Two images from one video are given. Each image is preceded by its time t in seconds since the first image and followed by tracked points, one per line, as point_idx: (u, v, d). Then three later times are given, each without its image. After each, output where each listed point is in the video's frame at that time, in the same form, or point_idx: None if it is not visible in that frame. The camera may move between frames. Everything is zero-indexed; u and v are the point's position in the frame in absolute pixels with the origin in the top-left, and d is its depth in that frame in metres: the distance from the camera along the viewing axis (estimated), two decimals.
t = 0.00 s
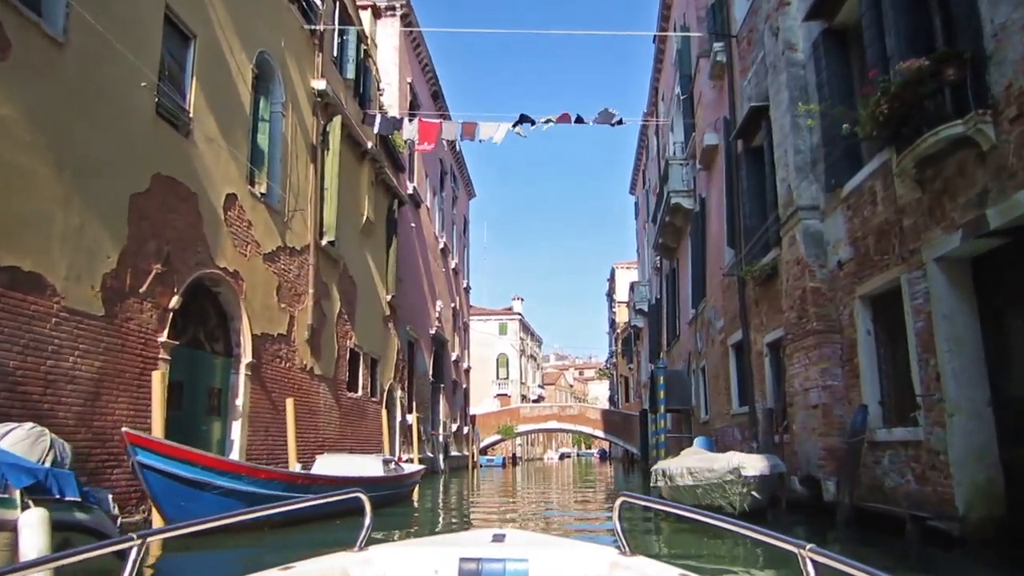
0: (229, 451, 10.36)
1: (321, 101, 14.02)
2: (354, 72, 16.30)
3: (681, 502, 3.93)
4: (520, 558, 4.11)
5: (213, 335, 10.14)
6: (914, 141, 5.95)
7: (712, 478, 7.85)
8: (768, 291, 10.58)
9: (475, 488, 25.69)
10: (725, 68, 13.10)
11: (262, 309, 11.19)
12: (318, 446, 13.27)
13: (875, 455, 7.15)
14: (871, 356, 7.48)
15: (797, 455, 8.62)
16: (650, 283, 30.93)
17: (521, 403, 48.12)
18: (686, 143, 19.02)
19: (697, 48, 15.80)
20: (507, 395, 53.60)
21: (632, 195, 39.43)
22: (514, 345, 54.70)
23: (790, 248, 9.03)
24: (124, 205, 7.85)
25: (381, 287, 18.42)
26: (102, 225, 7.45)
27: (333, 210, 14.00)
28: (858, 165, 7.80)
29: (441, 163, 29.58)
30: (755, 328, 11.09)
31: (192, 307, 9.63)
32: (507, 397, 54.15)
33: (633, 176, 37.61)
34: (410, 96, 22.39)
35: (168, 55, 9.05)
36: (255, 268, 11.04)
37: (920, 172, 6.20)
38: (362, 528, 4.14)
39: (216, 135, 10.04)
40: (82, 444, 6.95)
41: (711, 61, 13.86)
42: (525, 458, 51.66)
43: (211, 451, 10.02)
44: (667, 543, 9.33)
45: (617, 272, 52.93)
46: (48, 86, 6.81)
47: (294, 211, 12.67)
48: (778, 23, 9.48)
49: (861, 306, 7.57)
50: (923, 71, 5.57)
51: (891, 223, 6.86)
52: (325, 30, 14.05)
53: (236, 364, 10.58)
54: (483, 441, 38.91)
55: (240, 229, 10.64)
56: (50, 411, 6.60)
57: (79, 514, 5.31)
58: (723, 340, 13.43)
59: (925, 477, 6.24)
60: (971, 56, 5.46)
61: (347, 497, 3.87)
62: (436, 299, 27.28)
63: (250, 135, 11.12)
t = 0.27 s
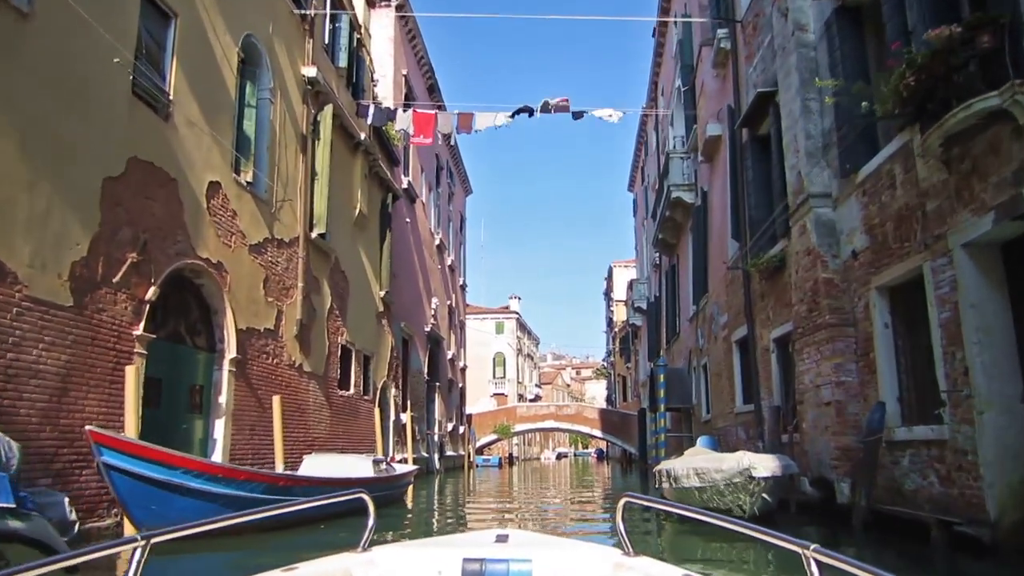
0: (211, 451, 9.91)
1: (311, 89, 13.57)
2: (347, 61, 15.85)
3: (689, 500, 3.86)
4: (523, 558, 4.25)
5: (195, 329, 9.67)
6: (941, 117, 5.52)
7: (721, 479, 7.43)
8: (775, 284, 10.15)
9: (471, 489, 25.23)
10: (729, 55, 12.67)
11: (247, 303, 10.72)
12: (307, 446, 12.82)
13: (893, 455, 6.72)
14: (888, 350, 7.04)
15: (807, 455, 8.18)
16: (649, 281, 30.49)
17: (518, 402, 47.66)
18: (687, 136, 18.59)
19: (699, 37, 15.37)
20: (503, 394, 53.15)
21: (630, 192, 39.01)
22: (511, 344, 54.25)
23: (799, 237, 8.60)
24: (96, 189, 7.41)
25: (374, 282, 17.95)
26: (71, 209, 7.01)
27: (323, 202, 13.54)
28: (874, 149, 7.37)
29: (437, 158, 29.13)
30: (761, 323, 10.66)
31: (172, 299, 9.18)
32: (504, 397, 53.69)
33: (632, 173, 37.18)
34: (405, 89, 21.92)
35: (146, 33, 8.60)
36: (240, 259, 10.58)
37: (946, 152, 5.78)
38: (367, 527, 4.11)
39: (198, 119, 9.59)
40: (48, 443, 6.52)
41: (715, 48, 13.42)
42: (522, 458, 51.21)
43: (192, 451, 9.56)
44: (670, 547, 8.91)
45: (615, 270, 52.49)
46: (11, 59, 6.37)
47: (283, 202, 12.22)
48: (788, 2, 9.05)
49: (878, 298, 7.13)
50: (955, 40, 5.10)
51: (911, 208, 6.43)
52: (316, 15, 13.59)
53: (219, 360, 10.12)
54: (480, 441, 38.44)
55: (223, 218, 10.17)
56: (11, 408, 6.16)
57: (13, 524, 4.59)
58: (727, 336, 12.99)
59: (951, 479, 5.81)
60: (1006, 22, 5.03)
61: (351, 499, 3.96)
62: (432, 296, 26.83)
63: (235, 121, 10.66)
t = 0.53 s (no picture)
0: (186, 448, 9.37)
1: (300, 72, 13.03)
2: (338, 45, 15.32)
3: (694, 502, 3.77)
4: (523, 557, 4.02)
5: (170, 318, 9.14)
6: (980, 88, 5.01)
7: (729, 483, 6.95)
8: (784, 278, 9.65)
9: (463, 489, 24.71)
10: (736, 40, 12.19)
11: (227, 291, 10.19)
12: (291, 442, 12.29)
13: (916, 459, 6.22)
14: (911, 346, 6.54)
15: (819, 458, 7.68)
16: (646, 279, 30.01)
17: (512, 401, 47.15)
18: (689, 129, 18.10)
19: (703, 24, 14.87)
20: (497, 393, 52.63)
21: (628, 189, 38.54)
22: (506, 343, 53.73)
23: (812, 227, 8.10)
24: (59, 163, 6.88)
25: (366, 275, 17.41)
26: (28, 183, 6.48)
27: (311, 189, 13.01)
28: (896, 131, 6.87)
29: (433, 151, 28.61)
30: (768, 319, 10.16)
31: (145, 286, 8.65)
32: (498, 396, 53.19)
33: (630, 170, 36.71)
34: (400, 78, 21.40)
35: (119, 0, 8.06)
36: (220, 245, 10.05)
37: (983, 128, 5.28)
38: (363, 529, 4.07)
39: (176, 95, 9.05)
40: None
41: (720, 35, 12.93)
42: (516, 457, 50.72)
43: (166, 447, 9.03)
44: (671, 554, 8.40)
45: (611, 269, 52.02)
46: None
47: (268, 187, 11.69)
48: None
49: (900, 290, 6.63)
50: None
51: (940, 191, 5.93)
52: None
53: (196, 351, 9.58)
54: (473, 440, 37.92)
55: (202, 202, 9.64)
56: None
57: None
58: (730, 333, 12.50)
59: (984, 486, 5.30)
60: None
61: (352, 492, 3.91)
62: (426, 291, 26.33)
63: (217, 100, 10.12)
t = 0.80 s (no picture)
0: (164, 446, 8.89)
1: (289, 56, 12.56)
2: (330, 31, 14.85)
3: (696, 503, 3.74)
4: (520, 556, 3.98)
5: (146, 310, 8.68)
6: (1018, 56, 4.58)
7: (740, 485, 6.53)
8: (792, 271, 9.22)
9: (457, 488, 24.28)
10: (741, 25, 11.75)
11: (209, 282, 9.72)
12: (277, 441, 11.84)
13: (940, 462, 5.78)
14: (933, 341, 6.10)
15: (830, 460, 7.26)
16: (644, 276, 29.59)
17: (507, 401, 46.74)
18: (690, 121, 17.65)
19: (706, 12, 14.44)
20: (493, 392, 52.19)
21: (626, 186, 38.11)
22: (502, 342, 53.34)
23: (824, 215, 7.67)
24: (19, 141, 6.43)
25: (358, 269, 16.95)
26: None
27: (300, 178, 12.55)
28: (917, 110, 6.44)
29: (428, 146, 28.16)
30: (775, 314, 9.75)
31: (118, 274, 8.21)
32: (494, 395, 52.78)
33: (629, 167, 36.29)
34: (395, 69, 20.92)
35: None
36: (201, 233, 9.58)
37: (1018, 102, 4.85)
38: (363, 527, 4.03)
39: (154, 74, 8.60)
40: None
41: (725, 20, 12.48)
42: (511, 457, 50.30)
43: (141, 444, 8.55)
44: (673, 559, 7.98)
45: (608, 267, 51.62)
46: None
47: (254, 174, 11.23)
48: None
49: (922, 280, 6.19)
50: None
51: (969, 172, 5.49)
52: None
53: (175, 344, 9.12)
54: (468, 439, 37.49)
55: (182, 188, 9.18)
56: None
57: None
58: (733, 330, 12.07)
59: (1018, 492, 4.87)
60: None
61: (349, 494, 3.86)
62: (420, 288, 25.88)
63: (198, 81, 9.66)
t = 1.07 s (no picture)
0: (140, 443, 8.40)
1: (279, 38, 12.11)
2: (322, 15, 14.39)
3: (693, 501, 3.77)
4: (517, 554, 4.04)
5: (122, 299, 8.22)
6: None
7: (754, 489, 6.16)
8: (803, 263, 8.79)
9: (452, 487, 23.85)
10: (748, 10, 11.32)
11: (190, 270, 9.26)
12: (263, 438, 11.39)
13: (969, 464, 5.35)
14: (962, 334, 5.67)
15: (845, 461, 6.82)
16: (644, 274, 29.16)
17: (504, 399, 46.30)
18: (693, 113, 17.21)
19: None
20: (489, 390, 51.72)
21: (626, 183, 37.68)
22: (498, 340, 52.90)
23: (841, 202, 7.23)
24: None
25: (351, 262, 16.49)
26: None
27: (289, 165, 12.09)
28: (944, 87, 6.01)
29: (425, 139, 27.70)
30: (784, 308, 9.31)
31: (92, 259, 7.75)
32: (490, 393, 52.33)
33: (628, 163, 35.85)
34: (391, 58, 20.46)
35: None
36: (183, 219, 9.12)
37: None
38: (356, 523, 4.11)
39: (132, 49, 8.15)
40: None
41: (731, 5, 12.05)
42: (507, 456, 49.86)
43: (115, 440, 8.09)
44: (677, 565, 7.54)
45: (607, 265, 51.18)
46: None
47: (240, 160, 10.77)
48: None
49: (950, 270, 5.75)
50: None
51: (1005, 150, 5.06)
52: None
53: (153, 335, 8.66)
54: (463, 437, 37.04)
55: (162, 170, 8.72)
56: None
57: None
58: (738, 325, 11.64)
59: None
60: None
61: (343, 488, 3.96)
62: (416, 283, 25.44)
63: (181, 60, 9.20)
